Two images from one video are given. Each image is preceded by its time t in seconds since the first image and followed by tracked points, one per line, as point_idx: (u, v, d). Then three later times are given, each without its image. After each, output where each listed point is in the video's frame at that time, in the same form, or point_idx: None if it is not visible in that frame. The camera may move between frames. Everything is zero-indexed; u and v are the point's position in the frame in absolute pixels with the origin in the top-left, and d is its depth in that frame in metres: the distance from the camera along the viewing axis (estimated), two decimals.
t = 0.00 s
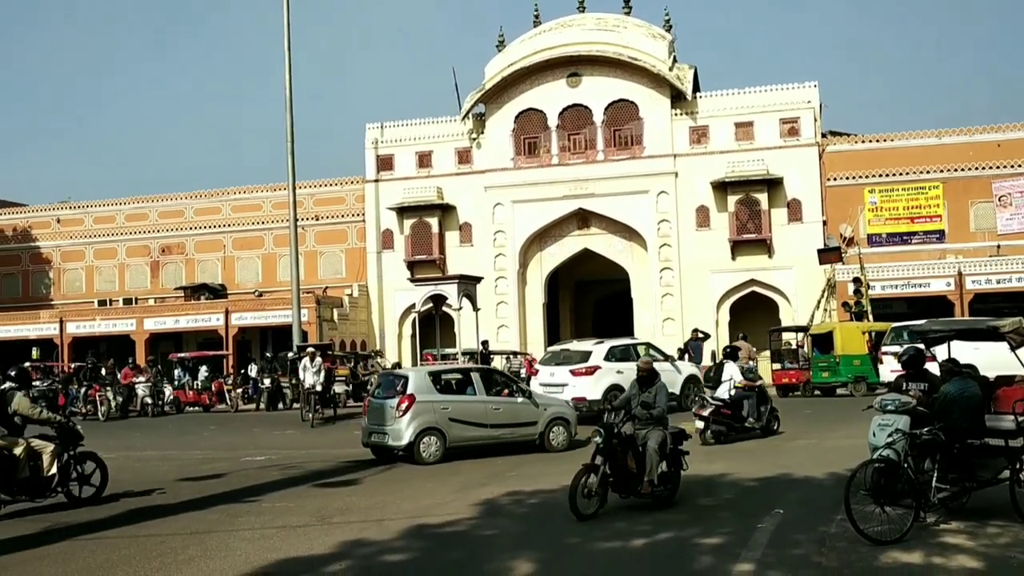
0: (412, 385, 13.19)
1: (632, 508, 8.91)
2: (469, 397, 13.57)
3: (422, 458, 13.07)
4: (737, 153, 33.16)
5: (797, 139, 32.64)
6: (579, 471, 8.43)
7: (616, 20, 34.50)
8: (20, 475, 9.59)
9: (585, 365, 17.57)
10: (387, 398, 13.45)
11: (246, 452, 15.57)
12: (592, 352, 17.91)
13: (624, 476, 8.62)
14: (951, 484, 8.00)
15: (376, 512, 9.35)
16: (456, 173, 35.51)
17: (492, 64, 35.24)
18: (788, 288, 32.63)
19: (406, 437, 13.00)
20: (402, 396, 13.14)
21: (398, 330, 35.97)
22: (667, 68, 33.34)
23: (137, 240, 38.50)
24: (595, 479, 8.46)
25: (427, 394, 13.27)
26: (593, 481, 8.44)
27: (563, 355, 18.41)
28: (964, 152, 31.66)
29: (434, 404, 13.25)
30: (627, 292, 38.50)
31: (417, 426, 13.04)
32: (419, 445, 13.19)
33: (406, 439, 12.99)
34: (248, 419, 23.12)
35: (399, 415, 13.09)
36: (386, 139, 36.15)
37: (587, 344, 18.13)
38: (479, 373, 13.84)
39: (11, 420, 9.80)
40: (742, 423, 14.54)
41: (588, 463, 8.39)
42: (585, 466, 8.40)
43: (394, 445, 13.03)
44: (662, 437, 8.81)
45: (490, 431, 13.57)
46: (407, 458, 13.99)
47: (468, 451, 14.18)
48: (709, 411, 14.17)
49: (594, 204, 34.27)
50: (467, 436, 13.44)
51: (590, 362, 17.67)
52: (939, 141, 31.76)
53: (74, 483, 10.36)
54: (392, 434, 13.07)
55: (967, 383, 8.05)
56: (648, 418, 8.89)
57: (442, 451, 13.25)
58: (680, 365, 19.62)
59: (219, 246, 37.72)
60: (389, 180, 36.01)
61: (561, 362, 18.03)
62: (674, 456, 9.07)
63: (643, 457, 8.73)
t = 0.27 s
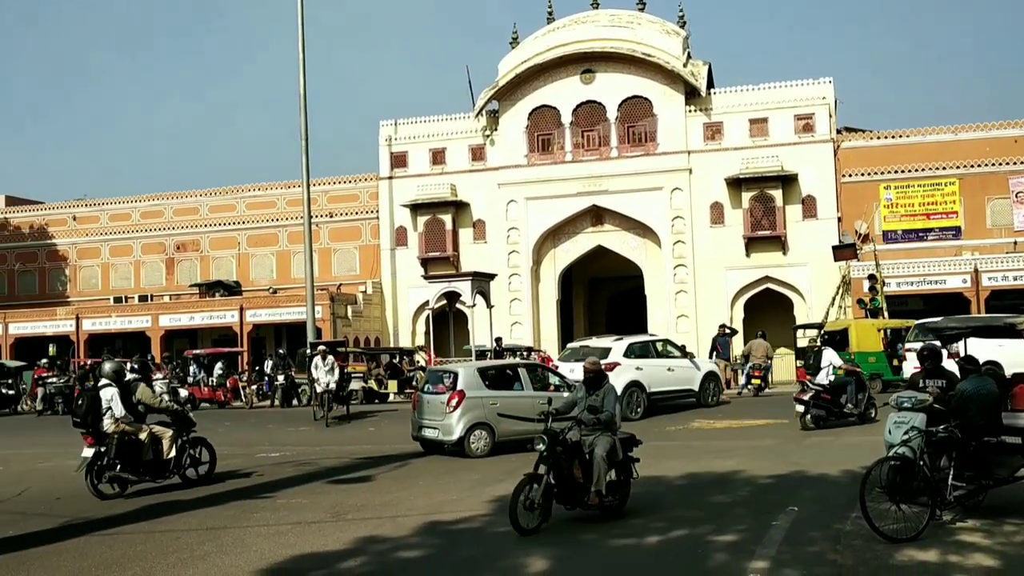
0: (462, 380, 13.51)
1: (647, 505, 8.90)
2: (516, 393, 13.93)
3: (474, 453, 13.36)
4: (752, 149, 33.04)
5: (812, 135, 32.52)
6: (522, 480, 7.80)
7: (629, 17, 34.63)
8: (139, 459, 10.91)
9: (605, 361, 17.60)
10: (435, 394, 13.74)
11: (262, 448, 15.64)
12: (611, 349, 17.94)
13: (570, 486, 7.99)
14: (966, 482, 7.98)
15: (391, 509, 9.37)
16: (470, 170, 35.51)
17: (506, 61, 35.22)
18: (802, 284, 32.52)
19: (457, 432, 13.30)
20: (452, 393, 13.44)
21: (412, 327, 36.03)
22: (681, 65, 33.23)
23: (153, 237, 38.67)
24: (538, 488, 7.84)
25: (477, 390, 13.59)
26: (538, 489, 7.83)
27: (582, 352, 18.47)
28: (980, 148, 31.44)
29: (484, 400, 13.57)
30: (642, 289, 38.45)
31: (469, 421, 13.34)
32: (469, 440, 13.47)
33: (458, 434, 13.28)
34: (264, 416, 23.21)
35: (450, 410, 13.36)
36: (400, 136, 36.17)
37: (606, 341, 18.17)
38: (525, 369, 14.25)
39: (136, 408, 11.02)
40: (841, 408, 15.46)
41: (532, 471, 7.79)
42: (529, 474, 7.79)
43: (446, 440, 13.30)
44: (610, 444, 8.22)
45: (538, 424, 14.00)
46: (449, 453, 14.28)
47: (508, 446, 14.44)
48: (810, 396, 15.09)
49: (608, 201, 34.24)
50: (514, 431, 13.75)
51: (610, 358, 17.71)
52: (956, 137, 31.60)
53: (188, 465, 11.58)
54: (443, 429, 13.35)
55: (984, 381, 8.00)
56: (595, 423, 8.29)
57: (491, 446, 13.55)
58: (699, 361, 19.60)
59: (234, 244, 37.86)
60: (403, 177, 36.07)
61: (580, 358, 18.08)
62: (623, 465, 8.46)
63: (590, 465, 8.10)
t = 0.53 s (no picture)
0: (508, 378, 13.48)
1: (661, 504, 8.88)
2: (559, 389, 14.03)
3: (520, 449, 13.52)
4: (766, 147, 32.94)
5: (826, 133, 32.37)
6: (450, 496, 7.15)
7: (643, 15, 34.54)
8: (240, 444, 12.10)
9: (623, 359, 17.66)
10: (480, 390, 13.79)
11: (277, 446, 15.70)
12: (630, 347, 18.00)
13: (505, 500, 7.32)
14: (982, 482, 7.92)
15: (405, 506, 9.39)
16: (483, 169, 35.52)
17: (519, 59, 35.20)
18: (815, 282, 32.41)
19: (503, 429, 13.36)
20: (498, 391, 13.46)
21: (426, 325, 36.08)
22: (695, 63, 33.14)
23: (167, 235, 38.82)
24: (469, 504, 7.18)
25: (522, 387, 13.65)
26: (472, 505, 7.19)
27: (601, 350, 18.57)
28: (997, 146, 31.23)
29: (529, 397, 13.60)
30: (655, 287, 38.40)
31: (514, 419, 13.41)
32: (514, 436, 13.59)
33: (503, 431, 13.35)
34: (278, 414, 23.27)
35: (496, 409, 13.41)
36: (413, 134, 36.20)
37: (625, 339, 18.23)
38: (568, 365, 14.32)
39: (236, 398, 12.23)
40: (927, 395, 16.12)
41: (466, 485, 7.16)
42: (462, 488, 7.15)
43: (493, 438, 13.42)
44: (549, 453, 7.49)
45: (581, 420, 14.19)
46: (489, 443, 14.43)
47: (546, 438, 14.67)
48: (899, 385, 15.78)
49: (622, 199, 34.17)
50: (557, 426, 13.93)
51: (628, 355, 17.77)
52: (972, 135, 31.43)
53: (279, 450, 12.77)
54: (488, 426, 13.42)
55: (1001, 381, 7.90)
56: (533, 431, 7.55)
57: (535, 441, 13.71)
58: (717, 360, 19.56)
59: (248, 242, 38.00)
60: (416, 175, 36.12)
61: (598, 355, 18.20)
62: (563, 475, 7.76)
63: (527, 477, 7.40)
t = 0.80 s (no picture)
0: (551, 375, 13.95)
1: (676, 504, 8.87)
2: (601, 386, 14.41)
3: (565, 444, 13.79)
4: (782, 147, 32.83)
5: (842, 132, 32.22)
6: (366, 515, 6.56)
7: (658, 13, 34.23)
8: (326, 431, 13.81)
9: (644, 356, 17.78)
10: (525, 388, 14.31)
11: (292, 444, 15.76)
12: (651, 346, 18.14)
13: (427, 519, 6.72)
14: (1000, 483, 7.87)
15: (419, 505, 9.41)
16: (498, 168, 35.54)
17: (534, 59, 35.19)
18: (831, 282, 32.27)
19: (547, 425, 13.75)
20: (543, 386, 13.94)
21: (441, 324, 36.13)
22: (710, 61, 33.04)
23: (184, 234, 39.03)
24: (387, 524, 6.58)
25: (566, 383, 14.10)
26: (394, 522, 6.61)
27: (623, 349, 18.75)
28: (1015, 144, 31.02)
29: (573, 394, 14.01)
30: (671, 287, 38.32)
31: (559, 415, 13.79)
32: (560, 432, 13.91)
33: (548, 427, 13.74)
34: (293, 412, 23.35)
35: (540, 405, 13.84)
36: (428, 133, 36.26)
37: (646, 339, 18.39)
38: (609, 362, 14.70)
39: (319, 392, 14.22)
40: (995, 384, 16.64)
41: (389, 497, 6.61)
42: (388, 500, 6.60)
43: (539, 433, 13.79)
44: (476, 467, 6.92)
45: (624, 416, 14.53)
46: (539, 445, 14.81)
47: (593, 438, 15.07)
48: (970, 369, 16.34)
49: (637, 198, 34.12)
50: (602, 422, 14.32)
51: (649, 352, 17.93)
52: (989, 133, 31.22)
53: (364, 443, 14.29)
54: (533, 422, 13.85)
55: (1017, 381, 7.89)
56: (458, 443, 7.03)
57: (581, 437, 14.00)
58: (737, 358, 19.48)
59: (264, 241, 38.15)
60: (431, 174, 36.17)
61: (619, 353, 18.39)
62: (494, 492, 7.20)
63: (451, 495, 6.82)
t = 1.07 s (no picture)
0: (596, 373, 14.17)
1: (694, 504, 8.86)
2: (645, 384, 14.62)
3: (609, 441, 14.00)
4: (801, 145, 32.68)
5: (861, 131, 32.06)
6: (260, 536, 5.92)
7: (676, 12, 34.25)
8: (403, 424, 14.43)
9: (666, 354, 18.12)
10: (572, 386, 14.59)
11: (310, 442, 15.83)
12: (673, 344, 18.54)
13: (330, 541, 6.12)
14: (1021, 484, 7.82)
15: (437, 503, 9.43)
16: (515, 167, 35.53)
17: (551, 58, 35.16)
18: (850, 282, 32.11)
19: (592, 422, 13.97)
20: (587, 384, 14.21)
21: (458, 322, 36.18)
22: (728, 60, 32.92)
23: (202, 233, 39.23)
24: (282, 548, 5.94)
25: (610, 381, 14.34)
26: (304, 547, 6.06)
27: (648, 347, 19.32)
28: None
29: (618, 392, 14.24)
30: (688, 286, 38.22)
31: (604, 412, 14.01)
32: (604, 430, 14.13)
33: (593, 424, 13.96)
34: (311, 410, 23.45)
35: (585, 402, 14.06)
36: (446, 132, 36.27)
37: (669, 338, 18.75)
38: (653, 360, 14.88)
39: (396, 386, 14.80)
40: None
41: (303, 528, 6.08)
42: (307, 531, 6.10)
43: (584, 429, 14.04)
44: (386, 483, 6.37)
45: (667, 413, 14.71)
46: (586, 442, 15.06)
47: (638, 434, 15.30)
48: None
49: (654, 197, 34.04)
50: (647, 419, 14.52)
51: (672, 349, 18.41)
52: (1009, 132, 31.04)
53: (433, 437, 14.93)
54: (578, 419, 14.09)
55: None
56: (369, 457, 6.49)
57: (625, 434, 14.22)
58: (760, 358, 19.43)
59: (282, 240, 38.30)
60: (448, 173, 36.21)
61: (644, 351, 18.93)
62: (410, 510, 6.65)
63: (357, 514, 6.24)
